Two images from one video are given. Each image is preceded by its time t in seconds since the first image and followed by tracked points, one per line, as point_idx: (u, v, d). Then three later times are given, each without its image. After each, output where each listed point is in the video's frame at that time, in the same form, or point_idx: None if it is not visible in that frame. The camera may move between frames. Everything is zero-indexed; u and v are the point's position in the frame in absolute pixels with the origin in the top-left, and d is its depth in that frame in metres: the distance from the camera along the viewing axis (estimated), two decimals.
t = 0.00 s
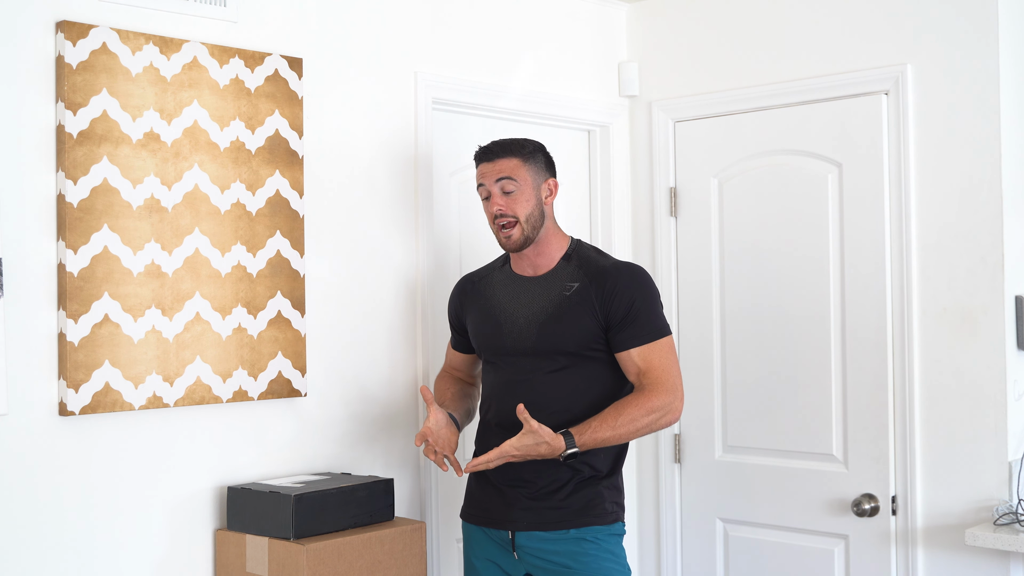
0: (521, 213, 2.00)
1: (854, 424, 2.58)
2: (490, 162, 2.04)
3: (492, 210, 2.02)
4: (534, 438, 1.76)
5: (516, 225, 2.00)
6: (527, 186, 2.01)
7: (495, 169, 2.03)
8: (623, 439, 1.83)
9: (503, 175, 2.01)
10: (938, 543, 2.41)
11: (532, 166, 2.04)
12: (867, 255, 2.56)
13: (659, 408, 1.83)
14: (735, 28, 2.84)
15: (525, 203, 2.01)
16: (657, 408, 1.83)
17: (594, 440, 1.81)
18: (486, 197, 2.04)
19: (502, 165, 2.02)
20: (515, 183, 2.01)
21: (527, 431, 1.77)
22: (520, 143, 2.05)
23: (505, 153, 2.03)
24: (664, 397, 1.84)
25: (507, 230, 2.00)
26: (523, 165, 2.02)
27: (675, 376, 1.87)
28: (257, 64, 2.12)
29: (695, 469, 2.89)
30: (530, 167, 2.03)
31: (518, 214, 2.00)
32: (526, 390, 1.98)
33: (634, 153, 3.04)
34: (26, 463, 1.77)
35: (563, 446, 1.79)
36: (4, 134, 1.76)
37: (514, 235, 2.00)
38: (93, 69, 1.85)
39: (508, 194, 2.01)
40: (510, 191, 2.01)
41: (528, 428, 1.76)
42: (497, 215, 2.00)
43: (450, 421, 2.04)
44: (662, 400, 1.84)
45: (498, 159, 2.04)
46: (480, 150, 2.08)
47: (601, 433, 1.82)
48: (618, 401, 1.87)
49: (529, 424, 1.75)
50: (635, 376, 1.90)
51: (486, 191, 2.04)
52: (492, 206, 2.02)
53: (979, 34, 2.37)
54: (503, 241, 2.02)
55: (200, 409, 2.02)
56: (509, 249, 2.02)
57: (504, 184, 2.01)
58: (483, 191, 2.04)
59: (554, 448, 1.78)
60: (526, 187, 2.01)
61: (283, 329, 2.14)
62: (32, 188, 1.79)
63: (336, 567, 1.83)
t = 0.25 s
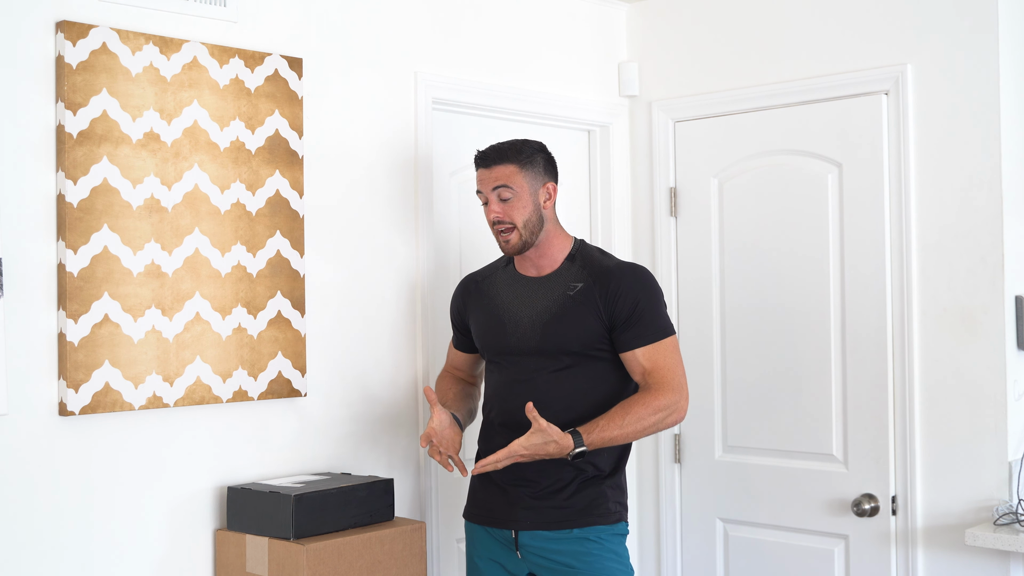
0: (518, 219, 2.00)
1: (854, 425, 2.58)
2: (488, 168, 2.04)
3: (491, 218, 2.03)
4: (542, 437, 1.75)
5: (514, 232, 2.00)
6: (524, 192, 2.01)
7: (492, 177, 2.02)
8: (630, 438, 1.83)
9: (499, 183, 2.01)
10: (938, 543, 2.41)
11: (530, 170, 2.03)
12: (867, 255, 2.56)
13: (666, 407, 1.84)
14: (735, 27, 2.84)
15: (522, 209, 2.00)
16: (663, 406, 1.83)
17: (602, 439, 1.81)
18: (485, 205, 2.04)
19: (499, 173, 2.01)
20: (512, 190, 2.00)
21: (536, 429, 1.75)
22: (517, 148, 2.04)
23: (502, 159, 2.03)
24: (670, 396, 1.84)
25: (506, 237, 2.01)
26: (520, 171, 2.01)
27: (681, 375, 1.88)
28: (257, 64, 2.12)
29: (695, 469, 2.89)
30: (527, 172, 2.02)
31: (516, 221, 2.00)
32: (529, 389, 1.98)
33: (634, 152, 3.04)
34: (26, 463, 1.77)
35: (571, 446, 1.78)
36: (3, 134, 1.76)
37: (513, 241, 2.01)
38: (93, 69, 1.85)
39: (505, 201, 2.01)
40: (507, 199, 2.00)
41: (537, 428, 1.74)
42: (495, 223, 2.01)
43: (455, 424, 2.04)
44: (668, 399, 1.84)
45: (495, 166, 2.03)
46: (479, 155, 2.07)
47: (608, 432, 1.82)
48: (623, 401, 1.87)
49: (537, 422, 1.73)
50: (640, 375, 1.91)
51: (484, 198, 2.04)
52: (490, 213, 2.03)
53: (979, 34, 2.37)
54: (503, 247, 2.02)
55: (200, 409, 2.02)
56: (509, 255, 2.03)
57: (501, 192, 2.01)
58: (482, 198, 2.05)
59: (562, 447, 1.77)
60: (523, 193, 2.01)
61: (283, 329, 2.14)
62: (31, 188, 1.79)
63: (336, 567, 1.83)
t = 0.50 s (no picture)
0: (523, 215, 2.01)
1: (854, 425, 2.58)
2: (494, 163, 2.04)
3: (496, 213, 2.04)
4: (528, 377, 1.73)
5: (519, 227, 2.01)
6: (530, 189, 2.01)
7: (499, 172, 2.03)
8: (608, 415, 1.80)
9: (506, 178, 2.01)
10: (938, 543, 2.41)
11: (537, 167, 2.03)
12: (867, 256, 2.56)
13: (648, 394, 1.81)
14: (735, 27, 2.84)
15: (527, 205, 2.01)
16: (647, 395, 1.81)
17: (581, 403, 1.79)
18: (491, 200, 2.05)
19: (506, 168, 2.02)
20: (517, 186, 2.01)
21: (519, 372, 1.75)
22: (525, 145, 2.04)
23: (509, 155, 2.03)
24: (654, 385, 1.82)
25: (511, 232, 2.02)
26: (527, 167, 2.02)
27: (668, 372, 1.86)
28: (257, 64, 2.12)
29: (695, 468, 2.89)
30: (534, 169, 2.03)
31: (521, 217, 2.01)
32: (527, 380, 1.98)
33: (633, 152, 3.04)
34: (26, 463, 1.76)
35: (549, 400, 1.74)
36: (3, 133, 1.75)
37: (518, 238, 2.02)
38: (93, 69, 1.85)
39: (511, 196, 2.01)
40: (513, 195, 2.01)
41: (524, 366, 1.73)
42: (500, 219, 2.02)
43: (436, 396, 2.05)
44: (654, 390, 1.82)
45: (502, 161, 2.03)
46: (487, 149, 2.08)
47: (589, 400, 1.80)
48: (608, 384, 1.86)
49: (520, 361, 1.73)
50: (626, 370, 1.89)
51: (490, 192, 2.04)
52: (496, 208, 2.04)
53: (979, 34, 2.37)
54: (508, 242, 2.03)
55: (200, 409, 2.02)
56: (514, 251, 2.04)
57: (507, 188, 2.01)
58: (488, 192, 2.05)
59: (540, 398, 1.74)
60: (529, 190, 2.01)
61: (283, 329, 2.14)
62: (31, 188, 1.79)
63: (336, 567, 1.83)
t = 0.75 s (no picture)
0: (530, 206, 2.00)
1: (854, 425, 2.58)
2: (502, 155, 2.04)
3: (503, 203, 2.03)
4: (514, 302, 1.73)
5: (524, 219, 2.00)
6: (538, 181, 2.01)
7: (507, 163, 2.03)
8: (568, 379, 1.78)
9: (514, 169, 2.01)
10: (938, 543, 2.41)
11: (545, 160, 2.04)
12: (867, 256, 2.56)
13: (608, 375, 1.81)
14: (735, 27, 2.84)
15: (535, 196, 2.01)
16: (607, 377, 1.81)
17: (545, 357, 1.77)
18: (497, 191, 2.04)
19: (514, 160, 2.02)
20: (526, 177, 2.01)
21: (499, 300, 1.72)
22: (533, 139, 2.04)
23: (517, 148, 2.03)
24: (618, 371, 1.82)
25: (515, 224, 2.01)
26: (535, 161, 2.02)
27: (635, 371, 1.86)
28: (257, 64, 2.12)
29: (695, 468, 2.89)
30: (542, 163, 2.03)
31: (528, 208, 2.00)
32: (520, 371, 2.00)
33: (633, 152, 3.04)
34: (26, 463, 1.77)
35: (521, 334, 1.73)
36: (3, 134, 1.75)
37: (523, 229, 2.01)
38: (93, 69, 1.85)
39: (518, 187, 2.01)
40: (521, 186, 2.01)
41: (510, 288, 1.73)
42: (507, 209, 2.01)
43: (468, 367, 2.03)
44: (616, 379, 1.82)
45: (510, 154, 2.03)
46: (494, 144, 2.08)
47: (555, 359, 1.78)
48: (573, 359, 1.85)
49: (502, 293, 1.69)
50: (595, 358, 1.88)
51: (497, 184, 2.04)
52: (502, 199, 2.02)
53: (980, 34, 2.37)
54: (513, 233, 2.02)
55: (200, 409, 2.02)
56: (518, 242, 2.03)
57: (515, 179, 2.01)
58: (495, 184, 2.05)
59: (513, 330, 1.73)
60: (537, 183, 2.01)
61: (283, 329, 2.14)
62: (31, 188, 1.79)
63: (336, 567, 1.83)
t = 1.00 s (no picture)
0: (539, 202, 1.99)
1: (854, 425, 2.58)
2: (509, 152, 2.03)
3: (510, 198, 2.01)
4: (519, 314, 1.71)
5: (532, 214, 1.99)
6: (546, 176, 2.01)
7: (514, 159, 2.02)
8: (573, 384, 1.79)
9: (523, 164, 2.01)
10: (938, 543, 2.41)
11: (551, 158, 2.04)
12: (867, 256, 2.56)
13: (615, 377, 1.82)
14: (735, 27, 2.84)
15: (544, 192, 2.00)
16: (613, 379, 1.82)
17: (552, 365, 1.76)
18: (504, 187, 2.03)
19: (522, 155, 2.01)
20: (534, 172, 2.00)
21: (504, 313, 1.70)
22: (538, 136, 2.05)
23: (524, 144, 2.03)
24: (624, 371, 1.83)
25: (522, 219, 1.99)
26: (543, 156, 2.02)
27: (639, 369, 1.87)
28: (257, 64, 2.12)
29: (695, 468, 2.89)
30: (549, 159, 2.04)
31: (537, 202, 1.99)
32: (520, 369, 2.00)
33: (633, 152, 3.04)
34: (25, 463, 1.77)
35: (527, 346, 1.71)
36: (3, 134, 1.76)
37: (531, 224, 1.99)
38: (93, 69, 1.85)
39: (527, 182, 2.00)
40: (530, 180, 2.00)
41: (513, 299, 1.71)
42: (515, 203, 1.99)
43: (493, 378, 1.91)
44: (620, 378, 1.83)
45: (518, 149, 2.03)
46: (498, 141, 2.07)
47: (560, 366, 1.77)
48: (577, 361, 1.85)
49: (508, 308, 1.67)
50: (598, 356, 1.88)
51: (504, 179, 2.02)
52: (510, 194, 2.01)
53: (979, 34, 2.37)
54: (518, 229, 2.00)
55: (199, 409, 2.02)
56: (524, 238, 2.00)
57: (523, 173, 2.00)
58: (501, 180, 2.03)
59: (519, 342, 1.71)
60: (545, 178, 2.01)
61: (283, 329, 2.14)
62: (31, 188, 1.79)
63: (336, 567, 1.83)
